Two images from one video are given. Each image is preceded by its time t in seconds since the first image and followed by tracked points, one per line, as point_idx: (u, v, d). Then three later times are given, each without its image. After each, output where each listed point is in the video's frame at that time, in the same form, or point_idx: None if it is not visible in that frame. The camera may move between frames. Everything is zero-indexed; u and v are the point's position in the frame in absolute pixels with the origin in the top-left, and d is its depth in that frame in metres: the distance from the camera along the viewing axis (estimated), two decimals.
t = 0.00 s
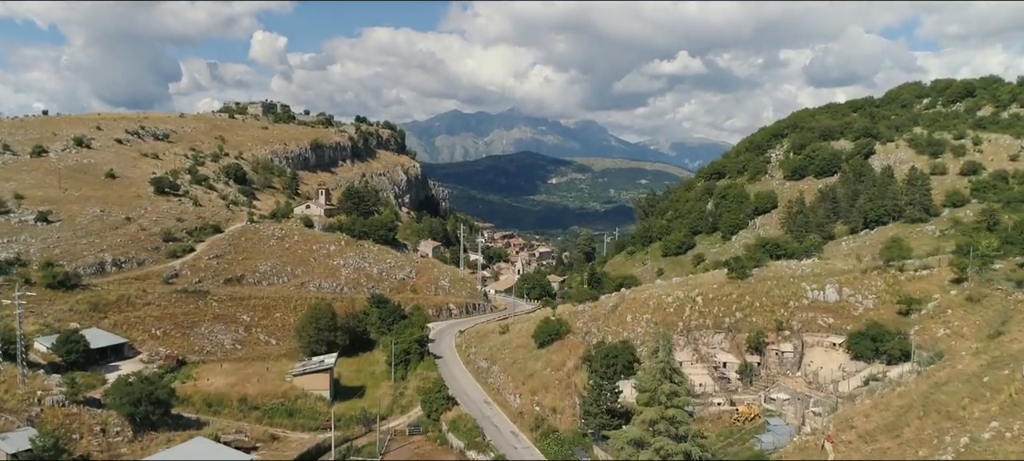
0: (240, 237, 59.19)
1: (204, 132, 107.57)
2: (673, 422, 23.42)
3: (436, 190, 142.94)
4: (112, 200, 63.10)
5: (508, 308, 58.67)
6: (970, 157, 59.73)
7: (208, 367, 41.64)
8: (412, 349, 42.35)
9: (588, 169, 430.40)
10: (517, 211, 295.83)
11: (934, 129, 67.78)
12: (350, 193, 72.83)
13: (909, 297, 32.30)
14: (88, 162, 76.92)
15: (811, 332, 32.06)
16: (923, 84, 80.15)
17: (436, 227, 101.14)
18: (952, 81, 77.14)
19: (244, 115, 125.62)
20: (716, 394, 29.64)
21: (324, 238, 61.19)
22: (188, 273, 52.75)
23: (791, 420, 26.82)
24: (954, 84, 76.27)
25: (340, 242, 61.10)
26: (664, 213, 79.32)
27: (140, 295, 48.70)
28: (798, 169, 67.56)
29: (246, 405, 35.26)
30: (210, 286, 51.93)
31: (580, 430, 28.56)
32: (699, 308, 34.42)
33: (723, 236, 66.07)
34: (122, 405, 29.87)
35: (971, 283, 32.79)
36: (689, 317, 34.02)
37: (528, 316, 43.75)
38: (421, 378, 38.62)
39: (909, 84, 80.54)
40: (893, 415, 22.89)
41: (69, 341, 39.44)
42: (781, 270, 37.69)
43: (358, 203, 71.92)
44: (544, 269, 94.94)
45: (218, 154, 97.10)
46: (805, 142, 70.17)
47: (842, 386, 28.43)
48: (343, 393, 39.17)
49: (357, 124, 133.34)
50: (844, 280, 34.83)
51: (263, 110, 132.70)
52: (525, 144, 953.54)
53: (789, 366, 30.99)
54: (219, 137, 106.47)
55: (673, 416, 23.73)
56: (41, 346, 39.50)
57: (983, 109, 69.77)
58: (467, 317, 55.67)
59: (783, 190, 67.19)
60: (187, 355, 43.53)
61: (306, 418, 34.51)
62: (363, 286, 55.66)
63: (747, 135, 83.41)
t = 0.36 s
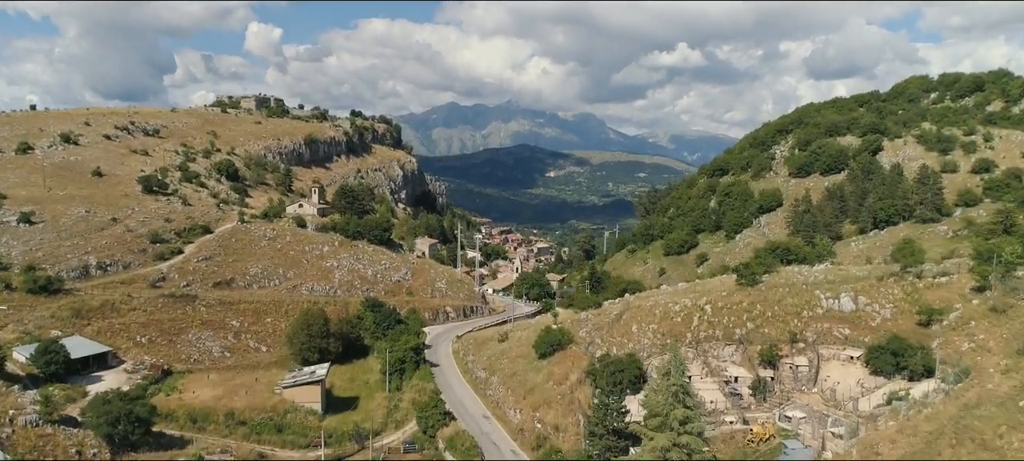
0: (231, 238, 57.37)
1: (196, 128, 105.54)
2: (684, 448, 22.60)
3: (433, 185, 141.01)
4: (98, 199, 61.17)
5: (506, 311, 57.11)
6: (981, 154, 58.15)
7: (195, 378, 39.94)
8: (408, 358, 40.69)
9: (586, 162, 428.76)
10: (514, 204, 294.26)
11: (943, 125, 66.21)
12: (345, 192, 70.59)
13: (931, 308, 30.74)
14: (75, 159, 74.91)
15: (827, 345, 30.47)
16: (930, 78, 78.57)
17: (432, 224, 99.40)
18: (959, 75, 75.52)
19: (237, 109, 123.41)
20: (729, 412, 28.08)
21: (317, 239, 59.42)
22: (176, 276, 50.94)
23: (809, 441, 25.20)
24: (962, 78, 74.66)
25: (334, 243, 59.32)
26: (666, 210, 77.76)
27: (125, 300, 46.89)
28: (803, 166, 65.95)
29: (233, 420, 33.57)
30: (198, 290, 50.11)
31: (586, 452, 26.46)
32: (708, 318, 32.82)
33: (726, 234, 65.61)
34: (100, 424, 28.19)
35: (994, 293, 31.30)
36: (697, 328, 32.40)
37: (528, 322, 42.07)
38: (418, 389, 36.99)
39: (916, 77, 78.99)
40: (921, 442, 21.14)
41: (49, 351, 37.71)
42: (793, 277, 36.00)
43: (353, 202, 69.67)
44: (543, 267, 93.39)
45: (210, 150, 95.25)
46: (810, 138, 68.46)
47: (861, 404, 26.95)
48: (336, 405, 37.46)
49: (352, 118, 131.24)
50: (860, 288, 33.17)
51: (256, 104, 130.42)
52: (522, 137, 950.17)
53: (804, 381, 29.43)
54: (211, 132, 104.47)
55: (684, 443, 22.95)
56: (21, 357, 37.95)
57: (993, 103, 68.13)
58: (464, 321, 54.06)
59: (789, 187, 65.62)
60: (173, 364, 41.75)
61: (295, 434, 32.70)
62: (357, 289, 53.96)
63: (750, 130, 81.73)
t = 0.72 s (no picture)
0: (220, 240, 55.59)
1: (188, 123, 103.58)
2: None
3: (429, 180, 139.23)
4: (83, 200, 59.27)
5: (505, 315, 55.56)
6: (992, 151, 56.53)
7: (180, 390, 38.26)
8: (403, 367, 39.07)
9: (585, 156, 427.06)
10: (512, 198, 292.81)
11: (952, 121, 64.62)
12: (339, 191, 68.43)
13: (953, 321, 29.20)
14: (62, 157, 72.96)
15: (844, 359, 28.90)
16: (937, 72, 77.02)
17: (429, 221, 97.76)
18: (968, 70, 73.92)
19: (230, 103, 121.25)
20: (742, 433, 26.48)
21: (309, 240, 57.67)
22: (163, 281, 49.17)
23: None
24: (971, 72, 73.03)
25: (327, 244, 57.56)
26: (668, 208, 76.22)
27: (109, 306, 45.12)
28: (809, 163, 64.39)
29: (218, 437, 31.93)
30: (185, 295, 48.37)
31: None
32: (718, 330, 31.25)
33: (729, 233, 64.25)
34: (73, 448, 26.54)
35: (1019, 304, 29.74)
36: (706, 341, 30.86)
37: (528, 330, 40.50)
38: (413, 403, 35.37)
39: (923, 72, 77.48)
40: None
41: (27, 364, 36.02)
42: (806, 284, 34.38)
43: (347, 201, 67.36)
44: (542, 266, 91.84)
45: (202, 147, 93.61)
46: (816, 135, 66.85)
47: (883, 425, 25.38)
48: (328, 419, 35.87)
49: (347, 113, 129.20)
50: (877, 298, 31.60)
51: (250, 98, 128.23)
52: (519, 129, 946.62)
53: (821, 399, 27.83)
54: (203, 128, 102.55)
55: None
56: None
57: (1003, 98, 66.39)
58: (462, 326, 52.47)
59: (794, 185, 64.09)
60: (159, 375, 40.09)
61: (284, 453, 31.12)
62: (351, 292, 52.27)
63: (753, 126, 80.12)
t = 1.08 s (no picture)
0: (210, 242, 53.85)
1: (179, 119, 101.55)
2: None
3: (426, 176, 137.50)
4: (68, 200, 57.42)
5: (503, 319, 54.09)
6: (1005, 148, 54.94)
7: (165, 404, 36.62)
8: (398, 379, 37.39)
9: (583, 149, 425.28)
10: (510, 192, 291.16)
11: (962, 116, 63.07)
12: (333, 190, 66.69)
13: (978, 336, 27.73)
14: (47, 154, 71.00)
15: (863, 376, 27.35)
16: (945, 66, 75.43)
17: (426, 218, 96.14)
18: (977, 64, 72.30)
19: (222, 98, 119.09)
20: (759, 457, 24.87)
21: (302, 241, 55.97)
22: (150, 285, 47.45)
23: None
24: (980, 66, 71.41)
25: (320, 245, 55.86)
26: (669, 206, 74.71)
27: (93, 314, 43.39)
28: (815, 161, 62.89)
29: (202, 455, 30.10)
30: (173, 301, 46.67)
31: None
32: (729, 344, 29.70)
33: (733, 233, 62.89)
34: None
35: None
36: (717, 356, 29.30)
37: (528, 339, 38.97)
38: (409, 418, 33.74)
39: (930, 67, 75.91)
40: None
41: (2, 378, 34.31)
42: (820, 294, 32.83)
43: (341, 201, 65.74)
44: (541, 264, 90.34)
45: (193, 143, 91.92)
46: (823, 131, 65.23)
47: (909, 450, 23.88)
48: (319, 435, 34.21)
49: (342, 107, 127.14)
50: (896, 310, 30.12)
51: (243, 92, 126.06)
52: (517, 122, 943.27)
53: (841, 421, 26.21)
54: (194, 124, 100.57)
55: None
56: None
57: (1015, 93, 64.78)
58: (459, 331, 50.91)
59: (800, 183, 62.59)
60: (143, 387, 38.45)
61: None
62: (345, 297, 50.60)
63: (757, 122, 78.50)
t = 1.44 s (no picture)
0: (199, 244, 52.10)
1: (169, 115, 99.53)
2: None
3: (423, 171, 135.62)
4: (52, 201, 55.55)
5: (502, 323, 52.58)
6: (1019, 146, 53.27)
7: (149, 420, 35.02)
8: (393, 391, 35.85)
9: (581, 141, 423.21)
10: (508, 185, 289.50)
11: (972, 112, 61.42)
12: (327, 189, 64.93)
13: (1005, 353, 26.22)
14: (32, 152, 69.01)
15: (884, 395, 25.87)
16: (953, 60, 73.75)
17: (422, 215, 94.46)
18: (986, 57, 70.60)
19: (215, 92, 116.89)
20: None
21: (294, 243, 54.28)
22: (135, 291, 45.72)
23: None
24: (989, 60, 69.71)
25: (312, 247, 54.16)
26: (671, 204, 73.15)
27: (75, 322, 41.67)
28: (822, 158, 61.33)
29: None
30: (159, 308, 44.95)
31: None
32: (742, 359, 28.17)
33: (737, 232, 61.56)
34: None
35: None
36: (728, 372, 27.79)
37: (529, 348, 37.40)
38: (404, 435, 32.16)
39: (938, 61, 74.22)
40: None
41: None
42: (836, 305, 31.23)
43: (334, 202, 63.22)
44: (540, 262, 88.84)
45: (184, 139, 90.02)
46: (830, 127, 63.56)
47: None
48: (310, 452, 32.66)
49: (337, 101, 125.04)
50: (916, 323, 28.62)
51: (235, 86, 123.75)
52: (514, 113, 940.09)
53: (862, 445, 24.65)
54: (185, 119, 98.58)
55: None
56: None
57: None
58: (457, 336, 49.33)
59: (806, 182, 61.04)
60: (127, 401, 36.86)
61: None
62: (338, 302, 48.93)
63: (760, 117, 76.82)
